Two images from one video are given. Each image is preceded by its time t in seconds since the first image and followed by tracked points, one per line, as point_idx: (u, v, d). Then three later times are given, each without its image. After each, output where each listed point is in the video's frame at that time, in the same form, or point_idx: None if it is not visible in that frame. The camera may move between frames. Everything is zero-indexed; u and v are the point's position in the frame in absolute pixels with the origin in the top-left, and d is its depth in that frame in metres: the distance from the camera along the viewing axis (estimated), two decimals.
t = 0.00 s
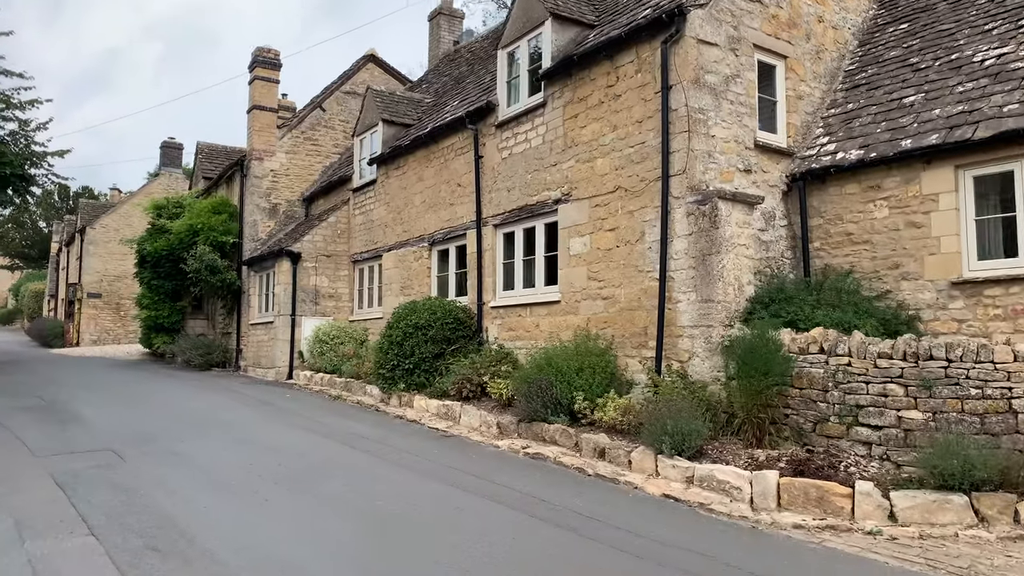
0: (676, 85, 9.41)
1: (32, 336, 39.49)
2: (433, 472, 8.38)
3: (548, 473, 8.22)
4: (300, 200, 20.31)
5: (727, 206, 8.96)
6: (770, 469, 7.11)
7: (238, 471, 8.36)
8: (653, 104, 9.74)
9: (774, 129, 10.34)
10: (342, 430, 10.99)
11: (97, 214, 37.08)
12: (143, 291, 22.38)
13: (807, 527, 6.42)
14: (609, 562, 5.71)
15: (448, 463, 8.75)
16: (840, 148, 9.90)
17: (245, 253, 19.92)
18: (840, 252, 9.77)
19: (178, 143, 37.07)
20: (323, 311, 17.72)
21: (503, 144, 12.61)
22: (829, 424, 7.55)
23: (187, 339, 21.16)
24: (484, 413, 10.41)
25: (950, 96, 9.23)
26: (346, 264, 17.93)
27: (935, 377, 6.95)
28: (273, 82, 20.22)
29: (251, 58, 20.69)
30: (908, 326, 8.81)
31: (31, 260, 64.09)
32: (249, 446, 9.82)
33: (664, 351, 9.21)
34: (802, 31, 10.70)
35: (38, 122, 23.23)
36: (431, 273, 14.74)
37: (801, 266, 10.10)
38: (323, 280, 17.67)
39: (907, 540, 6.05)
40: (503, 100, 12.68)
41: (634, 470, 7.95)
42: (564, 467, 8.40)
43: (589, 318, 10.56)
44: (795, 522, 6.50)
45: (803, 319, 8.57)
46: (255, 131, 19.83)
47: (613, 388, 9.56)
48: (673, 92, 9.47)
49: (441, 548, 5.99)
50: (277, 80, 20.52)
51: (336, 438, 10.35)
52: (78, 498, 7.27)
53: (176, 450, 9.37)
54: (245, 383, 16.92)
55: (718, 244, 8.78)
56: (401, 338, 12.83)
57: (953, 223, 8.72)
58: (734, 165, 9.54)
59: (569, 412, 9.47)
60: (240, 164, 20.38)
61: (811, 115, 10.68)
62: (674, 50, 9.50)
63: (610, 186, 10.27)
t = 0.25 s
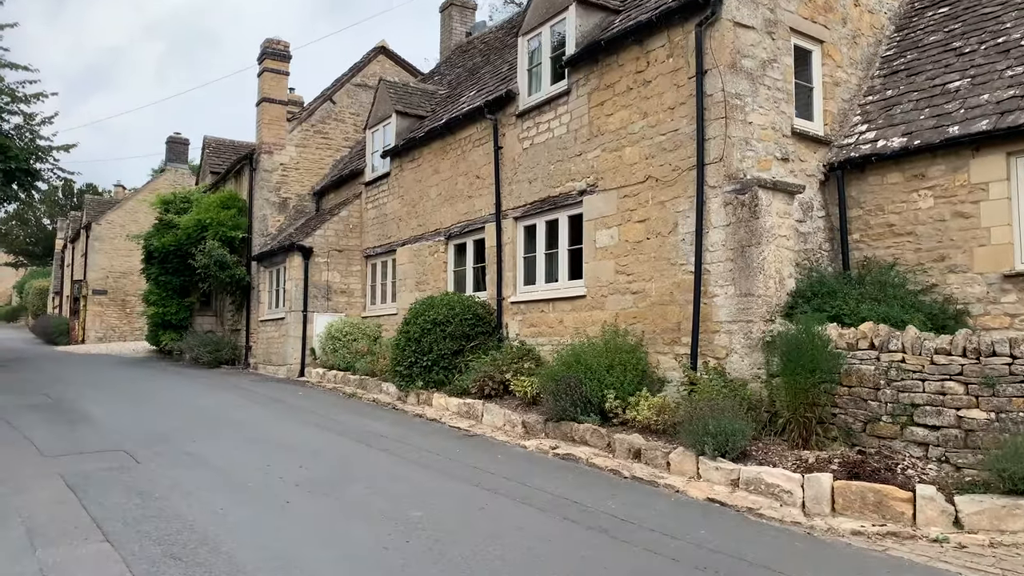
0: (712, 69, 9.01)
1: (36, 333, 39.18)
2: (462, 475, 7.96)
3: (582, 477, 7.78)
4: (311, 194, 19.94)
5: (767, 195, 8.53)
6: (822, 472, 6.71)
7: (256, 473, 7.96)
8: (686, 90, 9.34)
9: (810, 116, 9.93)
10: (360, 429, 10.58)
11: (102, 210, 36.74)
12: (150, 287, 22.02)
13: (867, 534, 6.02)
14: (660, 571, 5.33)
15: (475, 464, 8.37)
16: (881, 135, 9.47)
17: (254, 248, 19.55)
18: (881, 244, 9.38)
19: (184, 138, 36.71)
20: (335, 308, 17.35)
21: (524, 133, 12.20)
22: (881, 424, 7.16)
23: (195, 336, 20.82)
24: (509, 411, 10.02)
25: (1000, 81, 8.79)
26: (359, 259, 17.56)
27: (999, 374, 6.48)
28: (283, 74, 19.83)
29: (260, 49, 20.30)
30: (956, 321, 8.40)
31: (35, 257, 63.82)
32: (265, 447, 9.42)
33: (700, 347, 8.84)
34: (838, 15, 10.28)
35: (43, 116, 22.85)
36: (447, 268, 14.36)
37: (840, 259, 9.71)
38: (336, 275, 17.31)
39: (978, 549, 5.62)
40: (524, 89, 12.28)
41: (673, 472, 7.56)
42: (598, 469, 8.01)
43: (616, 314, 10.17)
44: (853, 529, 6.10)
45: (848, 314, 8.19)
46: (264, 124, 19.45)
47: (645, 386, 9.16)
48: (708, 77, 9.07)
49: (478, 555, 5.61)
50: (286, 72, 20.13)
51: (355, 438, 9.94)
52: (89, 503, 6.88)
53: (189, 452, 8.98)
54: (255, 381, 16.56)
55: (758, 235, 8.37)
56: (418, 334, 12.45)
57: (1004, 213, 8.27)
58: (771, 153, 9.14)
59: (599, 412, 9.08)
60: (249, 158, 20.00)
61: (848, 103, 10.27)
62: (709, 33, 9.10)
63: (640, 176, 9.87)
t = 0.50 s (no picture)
0: (739, 63, 8.72)
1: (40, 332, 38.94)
2: (484, 484, 7.67)
3: (610, 486, 7.48)
4: (318, 192, 19.66)
5: (800, 192, 8.20)
6: (865, 483, 6.40)
7: (271, 482, 7.67)
8: (712, 84, 9.05)
9: (839, 111, 9.63)
10: (375, 434, 10.30)
11: (106, 208, 36.49)
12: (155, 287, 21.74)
13: (916, 550, 5.70)
14: None
15: (497, 473, 8.07)
16: (914, 131, 9.15)
17: (262, 247, 19.27)
18: (914, 243, 9.08)
19: (188, 136, 36.44)
20: (344, 308, 17.08)
21: (540, 130, 11.90)
22: (923, 431, 6.85)
23: (202, 336, 20.55)
24: (527, 416, 9.73)
25: None
26: (368, 259, 17.30)
27: None
28: (290, 70, 19.56)
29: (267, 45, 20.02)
30: (996, 323, 8.07)
31: (38, 255, 63.62)
32: (279, 453, 9.14)
33: (728, 349, 8.56)
34: (867, 7, 9.98)
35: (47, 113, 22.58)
36: (460, 267, 14.07)
37: (871, 259, 9.41)
38: (345, 275, 17.05)
39: None
40: (540, 84, 11.98)
41: (704, 481, 7.27)
42: (625, 478, 7.71)
43: (638, 315, 9.87)
44: (900, 543, 5.78)
45: (884, 315, 7.89)
46: (271, 121, 19.17)
47: (670, 390, 8.86)
48: (736, 70, 8.79)
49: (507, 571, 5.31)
50: (294, 69, 19.85)
51: (370, 443, 9.65)
52: (99, 514, 6.60)
53: (200, 459, 8.70)
54: (263, 382, 16.28)
55: (791, 234, 8.06)
56: (432, 336, 12.16)
57: None
58: (801, 149, 8.84)
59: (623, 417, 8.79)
60: (256, 156, 19.74)
61: (877, 97, 9.96)
62: (737, 25, 8.80)
63: (664, 173, 9.58)
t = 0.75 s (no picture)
0: (778, 50, 8.36)
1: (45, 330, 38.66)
2: (517, 491, 7.31)
3: (649, 493, 7.12)
4: (329, 188, 19.32)
5: (845, 183, 7.89)
6: (926, 490, 6.02)
7: (293, 487, 7.34)
8: (749, 72, 8.70)
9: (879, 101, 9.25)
10: (396, 436, 9.95)
11: (111, 206, 36.19)
12: (163, 284, 21.42)
13: (987, 563, 5.30)
14: None
15: (530, 478, 7.71)
16: (959, 120, 8.75)
17: (272, 243, 18.93)
18: (958, 237, 8.71)
19: (194, 132, 36.11)
20: (357, 305, 16.75)
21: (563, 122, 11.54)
22: (983, 435, 6.49)
23: (211, 334, 20.24)
24: (554, 417, 9.39)
25: None
26: (381, 255, 16.96)
27: None
28: (300, 63, 19.22)
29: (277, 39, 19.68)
30: None
31: (42, 253, 63.44)
32: (299, 456, 8.80)
33: (768, 348, 8.23)
34: None
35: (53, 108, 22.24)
36: (477, 263, 13.72)
37: (913, 254, 9.05)
38: (357, 272, 16.72)
39: None
40: (563, 75, 11.61)
41: (749, 487, 6.93)
42: (665, 483, 7.36)
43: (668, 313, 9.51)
44: (969, 555, 5.39)
45: (934, 313, 7.56)
46: (282, 116, 18.84)
47: (705, 391, 8.49)
48: (774, 57, 8.42)
49: None
50: (304, 62, 19.50)
51: (392, 446, 9.30)
52: (115, 522, 6.26)
53: (218, 462, 8.36)
54: (275, 382, 15.95)
55: (835, 228, 7.73)
56: (451, 334, 11.80)
57: None
58: (842, 140, 8.48)
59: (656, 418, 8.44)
60: (265, 151, 19.41)
61: (917, 87, 9.59)
62: (776, 10, 8.44)
63: (697, 166, 9.23)
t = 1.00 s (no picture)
0: (821, 38, 8.00)
1: (51, 326, 38.43)
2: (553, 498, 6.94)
3: (692, 503, 6.76)
4: (341, 183, 19.00)
5: (894, 177, 7.53)
6: (993, 504, 5.65)
7: (318, 494, 7.01)
8: (789, 62, 8.34)
9: (922, 92, 8.88)
10: (418, 437, 9.60)
11: (118, 202, 35.93)
12: (172, 281, 21.11)
13: None
14: None
15: (566, 484, 7.37)
16: (1009, 110, 8.35)
17: (283, 240, 18.61)
18: (1008, 233, 8.26)
19: (200, 127, 35.81)
20: (370, 303, 16.44)
21: (587, 114, 11.18)
22: None
23: (221, 332, 19.95)
24: (583, 420, 9.05)
25: None
26: (395, 252, 16.64)
27: None
28: (311, 57, 18.88)
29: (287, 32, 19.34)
30: None
31: (47, 249, 63.27)
32: (319, 459, 8.45)
33: (810, 349, 7.88)
34: None
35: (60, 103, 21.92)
36: (496, 261, 13.38)
37: (958, 251, 8.68)
38: (371, 269, 16.41)
39: None
40: (587, 66, 11.25)
41: (798, 496, 6.58)
42: (708, 492, 7.02)
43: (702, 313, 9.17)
44: None
45: (989, 313, 7.10)
46: (293, 110, 18.52)
47: (745, 394, 8.13)
48: (817, 45, 8.06)
49: None
50: (315, 56, 19.16)
51: (416, 448, 8.95)
52: (133, 535, 5.93)
53: (237, 467, 8.03)
54: (288, 381, 15.63)
55: (884, 224, 7.37)
56: (472, 333, 11.46)
57: None
58: (887, 131, 8.12)
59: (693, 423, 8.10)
60: (276, 145, 19.10)
61: (960, 77, 9.22)
62: None
63: (732, 159, 8.88)
